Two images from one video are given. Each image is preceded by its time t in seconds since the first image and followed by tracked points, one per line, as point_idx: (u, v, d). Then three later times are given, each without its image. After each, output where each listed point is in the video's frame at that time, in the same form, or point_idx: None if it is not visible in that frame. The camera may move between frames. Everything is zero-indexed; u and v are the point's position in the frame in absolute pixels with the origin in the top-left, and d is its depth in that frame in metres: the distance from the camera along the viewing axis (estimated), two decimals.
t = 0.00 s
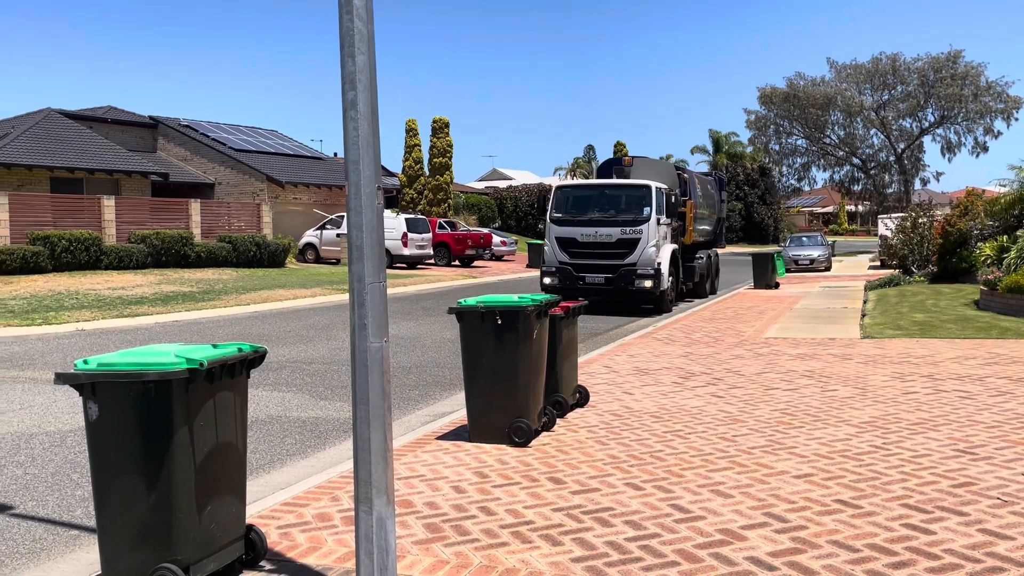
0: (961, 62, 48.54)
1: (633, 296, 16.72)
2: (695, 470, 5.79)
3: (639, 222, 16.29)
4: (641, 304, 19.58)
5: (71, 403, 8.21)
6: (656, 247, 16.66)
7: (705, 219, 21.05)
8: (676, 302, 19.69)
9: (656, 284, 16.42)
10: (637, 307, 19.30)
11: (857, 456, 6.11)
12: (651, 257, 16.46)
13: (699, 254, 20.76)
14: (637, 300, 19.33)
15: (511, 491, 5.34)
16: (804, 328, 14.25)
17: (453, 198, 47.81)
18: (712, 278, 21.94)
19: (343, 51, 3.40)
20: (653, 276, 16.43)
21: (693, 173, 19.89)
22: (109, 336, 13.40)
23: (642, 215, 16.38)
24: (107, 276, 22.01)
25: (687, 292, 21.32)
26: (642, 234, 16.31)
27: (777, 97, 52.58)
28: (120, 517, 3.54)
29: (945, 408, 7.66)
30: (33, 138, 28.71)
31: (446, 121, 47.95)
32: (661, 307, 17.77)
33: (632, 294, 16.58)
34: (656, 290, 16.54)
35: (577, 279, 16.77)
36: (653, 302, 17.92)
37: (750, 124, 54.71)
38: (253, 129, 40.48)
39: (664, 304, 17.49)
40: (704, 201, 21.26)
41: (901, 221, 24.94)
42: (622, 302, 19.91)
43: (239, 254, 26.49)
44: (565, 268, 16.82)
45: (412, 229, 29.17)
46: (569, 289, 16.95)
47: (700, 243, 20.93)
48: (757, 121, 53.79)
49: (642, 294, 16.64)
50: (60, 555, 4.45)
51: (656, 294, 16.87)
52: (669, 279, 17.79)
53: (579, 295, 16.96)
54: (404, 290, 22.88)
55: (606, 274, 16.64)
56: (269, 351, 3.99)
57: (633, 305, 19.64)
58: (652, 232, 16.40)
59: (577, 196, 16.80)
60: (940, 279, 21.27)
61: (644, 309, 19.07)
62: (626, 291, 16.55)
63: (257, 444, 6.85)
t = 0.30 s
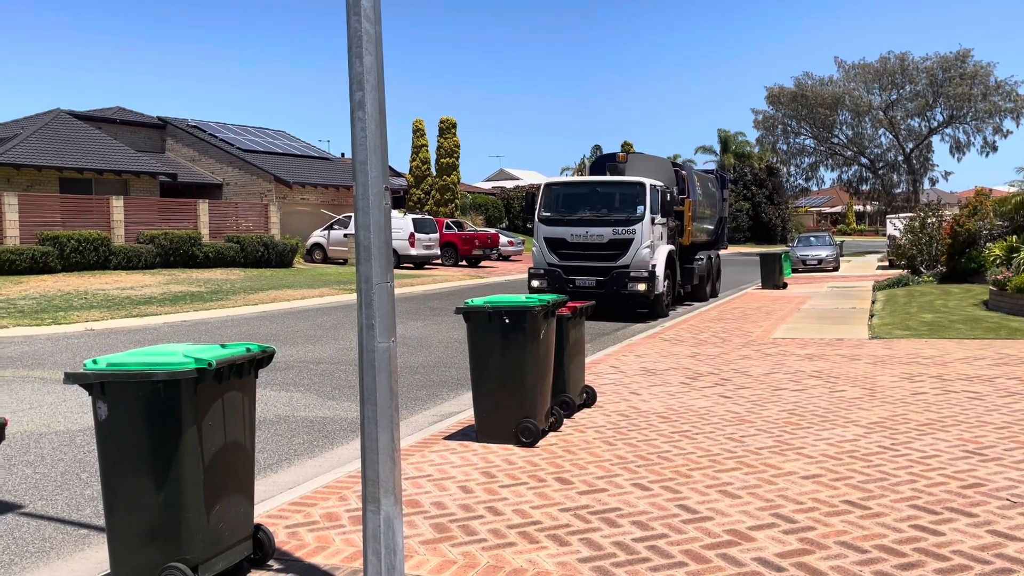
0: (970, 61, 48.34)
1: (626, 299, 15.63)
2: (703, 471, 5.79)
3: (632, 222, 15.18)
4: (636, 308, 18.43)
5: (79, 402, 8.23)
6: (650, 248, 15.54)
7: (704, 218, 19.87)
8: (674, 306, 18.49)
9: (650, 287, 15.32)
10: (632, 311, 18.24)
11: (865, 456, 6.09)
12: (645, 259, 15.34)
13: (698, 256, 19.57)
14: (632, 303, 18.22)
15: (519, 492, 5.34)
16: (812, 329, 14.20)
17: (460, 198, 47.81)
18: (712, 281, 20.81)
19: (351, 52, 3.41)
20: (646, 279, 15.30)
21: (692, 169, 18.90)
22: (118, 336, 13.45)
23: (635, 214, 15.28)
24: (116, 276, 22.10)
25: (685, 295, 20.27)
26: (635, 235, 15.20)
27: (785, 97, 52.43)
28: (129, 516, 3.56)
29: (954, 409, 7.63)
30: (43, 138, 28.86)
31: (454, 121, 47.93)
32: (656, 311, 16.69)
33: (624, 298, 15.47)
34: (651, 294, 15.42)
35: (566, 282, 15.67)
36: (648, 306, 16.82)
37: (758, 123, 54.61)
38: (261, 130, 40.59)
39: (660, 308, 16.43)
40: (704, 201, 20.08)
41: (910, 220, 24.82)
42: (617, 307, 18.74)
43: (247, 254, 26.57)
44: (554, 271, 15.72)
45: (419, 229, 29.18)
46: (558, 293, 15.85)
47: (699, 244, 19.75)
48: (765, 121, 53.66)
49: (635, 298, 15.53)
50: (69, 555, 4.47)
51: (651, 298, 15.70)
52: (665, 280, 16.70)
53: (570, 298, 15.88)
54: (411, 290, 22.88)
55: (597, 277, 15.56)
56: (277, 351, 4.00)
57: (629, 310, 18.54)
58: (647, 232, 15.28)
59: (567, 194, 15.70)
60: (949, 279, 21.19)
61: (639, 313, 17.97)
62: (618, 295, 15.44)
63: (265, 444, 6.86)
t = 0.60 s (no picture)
0: (981, 62, 48.08)
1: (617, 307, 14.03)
2: (712, 472, 5.78)
3: (623, 222, 13.69)
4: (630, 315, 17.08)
5: (90, 403, 8.27)
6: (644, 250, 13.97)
7: (705, 219, 18.31)
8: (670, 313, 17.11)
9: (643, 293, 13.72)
10: (625, 317, 16.88)
11: (876, 458, 6.06)
12: (638, 262, 13.77)
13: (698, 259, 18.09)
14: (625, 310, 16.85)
15: (528, 493, 5.34)
16: (822, 330, 14.14)
17: (469, 199, 47.83)
18: (713, 286, 19.43)
19: (361, 54, 3.42)
20: (639, 284, 13.69)
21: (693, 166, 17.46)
22: (129, 336, 13.52)
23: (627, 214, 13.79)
24: (126, 276, 22.20)
25: (683, 299, 18.94)
26: (627, 235, 13.67)
27: (795, 97, 52.27)
28: (141, 516, 3.58)
29: (965, 411, 7.59)
30: (55, 140, 29.03)
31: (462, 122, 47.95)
32: (650, 318, 15.32)
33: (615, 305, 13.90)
34: (644, 301, 13.81)
35: (552, 287, 14.05)
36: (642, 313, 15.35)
37: (767, 124, 54.51)
38: (271, 131, 40.72)
39: (653, 315, 15.08)
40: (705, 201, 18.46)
41: (920, 221, 24.67)
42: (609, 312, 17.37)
43: (256, 255, 26.66)
44: (538, 275, 14.09)
45: (427, 230, 29.19)
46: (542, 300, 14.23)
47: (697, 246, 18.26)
48: (774, 122, 53.54)
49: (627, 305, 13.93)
50: (80, 554, 4.49)
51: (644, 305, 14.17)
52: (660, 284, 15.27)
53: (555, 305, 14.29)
54: (420, 291, 22.88)
55: (586, 282, 13.98)
56: (287, 351, 4.01)
57: (622, 316, 17.20)
58: (640, 233, 13.75)
59: (553, 192, 14.18)
60: (961, 280, 21.08)
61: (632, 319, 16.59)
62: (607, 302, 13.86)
63: (274, 444, 6.88)
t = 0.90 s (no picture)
0: (994, 63, 47.82)
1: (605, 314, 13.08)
2: (722, 475, 5.76)
3: (610, 224, 12.69)
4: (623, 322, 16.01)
5: (102, 404, 8.33)
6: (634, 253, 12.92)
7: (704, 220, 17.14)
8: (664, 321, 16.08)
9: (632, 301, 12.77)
10: (618, 325, 15.86)
11: (887, 462, 6.04)
12: (627, 267, 12.74)
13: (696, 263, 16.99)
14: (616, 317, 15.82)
15: (537, 495, 5.34)
16: (834, 333, 14.08)
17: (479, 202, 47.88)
18: (712, 291, 18.37)
19: (372, 57, 3.44)
20: (628, 291, 12.72)
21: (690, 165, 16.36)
22: (140, 338, 13.59)
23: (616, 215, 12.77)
24: (138, 279, 22.31)
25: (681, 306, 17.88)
26: (615, 239, 12.67)
27: (805, 99, 52.15)
28: (152, 517, 3.60)
29: (978, 414, 7.55)
30: (68, 143, 29.23)
31: (472, 125, 47.99)
32: (642, 327, 14.24)
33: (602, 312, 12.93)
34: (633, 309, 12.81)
35: (535, 294, 13.15)
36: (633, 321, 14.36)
37: (778, 126, 54.39)
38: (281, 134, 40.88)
39: (646, 324, 13.98)
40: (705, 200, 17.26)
41: (932, 224, 24.53)
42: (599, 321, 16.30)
43: (267, 257, 26.78)
44: (521, 280, 13.23)
45: (437, 232, 29.23)
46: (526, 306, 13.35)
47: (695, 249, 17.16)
48: (784, 124, 53.42)
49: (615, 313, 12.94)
50: (93, 554, 4.52)
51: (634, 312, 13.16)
52: (652, 291, 14.24)
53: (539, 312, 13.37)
54: (430, 294, 22.91)
55: (571, 288, 13.02)
56: (298, 354, 4.02)
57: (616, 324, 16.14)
58: (628, 235, 12.72)
59: (537, 191, 13.17)
60: (973, 283, 20.96)
61: (624, 327, 15.56)
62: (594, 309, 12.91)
63: (285, 446, 6.91)
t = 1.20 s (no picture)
0: (1007, 66, 47.51)
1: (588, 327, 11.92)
2: (734, 480, 5.75)
3: (594, 226, 11.69)
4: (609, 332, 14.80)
5: (116, 406, 8.40)
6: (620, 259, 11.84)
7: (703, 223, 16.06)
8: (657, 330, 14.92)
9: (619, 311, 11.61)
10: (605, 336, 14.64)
11: (900, 467, 6.01)
12: (611, 273, 11.65)
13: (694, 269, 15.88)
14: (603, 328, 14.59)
15: (548, 499, 5.34)
16: (846, 337, 14.02)
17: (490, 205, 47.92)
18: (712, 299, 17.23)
19: (384, 63, 3.45)
20: (613, 299, 11.56)
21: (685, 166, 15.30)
22: (153, 341, 13.66)
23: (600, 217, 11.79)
24: (150, 282, 22.43)
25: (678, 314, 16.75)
26: (599, 242, 11.64)
27: (817, 102, 52.01)
28: (165, 520, 3.62)
29: (991, 419, 7.50)
30: (81, 147, 29.44)
31: (483, 129, 48.04)
32: (630, 338, 13.04)
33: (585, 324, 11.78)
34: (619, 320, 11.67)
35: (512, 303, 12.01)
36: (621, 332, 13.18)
37: (789, 130, 54.26)
38: (293, 138, 41.06)
39: (634, 336, 12.78)
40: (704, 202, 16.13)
41: (945, 227, 24.37)
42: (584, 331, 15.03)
43: (279, 261, 26.89)
44: (497, 288, 12.10)
45: (447, 236, 29.25)
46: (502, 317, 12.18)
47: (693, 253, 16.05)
48: (796, 127, 53.29)
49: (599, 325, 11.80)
50: (106, 557, 4.55)
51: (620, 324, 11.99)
52: (641, 299, 13.03)
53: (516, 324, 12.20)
54: (440, 297, 22.92)
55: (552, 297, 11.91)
56: (310, 357, 4.04)
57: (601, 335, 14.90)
58: (614, 239, 11.69)
59: (517, 191, 12.23)
60: (986, 287, 20.82)
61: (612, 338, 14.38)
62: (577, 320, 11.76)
63: (297, 449, 6.93)
